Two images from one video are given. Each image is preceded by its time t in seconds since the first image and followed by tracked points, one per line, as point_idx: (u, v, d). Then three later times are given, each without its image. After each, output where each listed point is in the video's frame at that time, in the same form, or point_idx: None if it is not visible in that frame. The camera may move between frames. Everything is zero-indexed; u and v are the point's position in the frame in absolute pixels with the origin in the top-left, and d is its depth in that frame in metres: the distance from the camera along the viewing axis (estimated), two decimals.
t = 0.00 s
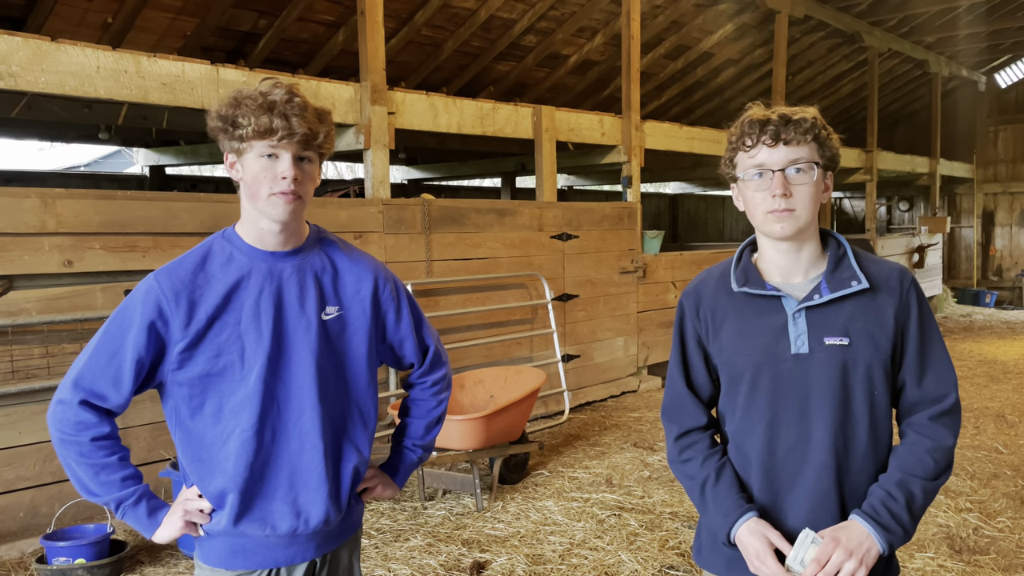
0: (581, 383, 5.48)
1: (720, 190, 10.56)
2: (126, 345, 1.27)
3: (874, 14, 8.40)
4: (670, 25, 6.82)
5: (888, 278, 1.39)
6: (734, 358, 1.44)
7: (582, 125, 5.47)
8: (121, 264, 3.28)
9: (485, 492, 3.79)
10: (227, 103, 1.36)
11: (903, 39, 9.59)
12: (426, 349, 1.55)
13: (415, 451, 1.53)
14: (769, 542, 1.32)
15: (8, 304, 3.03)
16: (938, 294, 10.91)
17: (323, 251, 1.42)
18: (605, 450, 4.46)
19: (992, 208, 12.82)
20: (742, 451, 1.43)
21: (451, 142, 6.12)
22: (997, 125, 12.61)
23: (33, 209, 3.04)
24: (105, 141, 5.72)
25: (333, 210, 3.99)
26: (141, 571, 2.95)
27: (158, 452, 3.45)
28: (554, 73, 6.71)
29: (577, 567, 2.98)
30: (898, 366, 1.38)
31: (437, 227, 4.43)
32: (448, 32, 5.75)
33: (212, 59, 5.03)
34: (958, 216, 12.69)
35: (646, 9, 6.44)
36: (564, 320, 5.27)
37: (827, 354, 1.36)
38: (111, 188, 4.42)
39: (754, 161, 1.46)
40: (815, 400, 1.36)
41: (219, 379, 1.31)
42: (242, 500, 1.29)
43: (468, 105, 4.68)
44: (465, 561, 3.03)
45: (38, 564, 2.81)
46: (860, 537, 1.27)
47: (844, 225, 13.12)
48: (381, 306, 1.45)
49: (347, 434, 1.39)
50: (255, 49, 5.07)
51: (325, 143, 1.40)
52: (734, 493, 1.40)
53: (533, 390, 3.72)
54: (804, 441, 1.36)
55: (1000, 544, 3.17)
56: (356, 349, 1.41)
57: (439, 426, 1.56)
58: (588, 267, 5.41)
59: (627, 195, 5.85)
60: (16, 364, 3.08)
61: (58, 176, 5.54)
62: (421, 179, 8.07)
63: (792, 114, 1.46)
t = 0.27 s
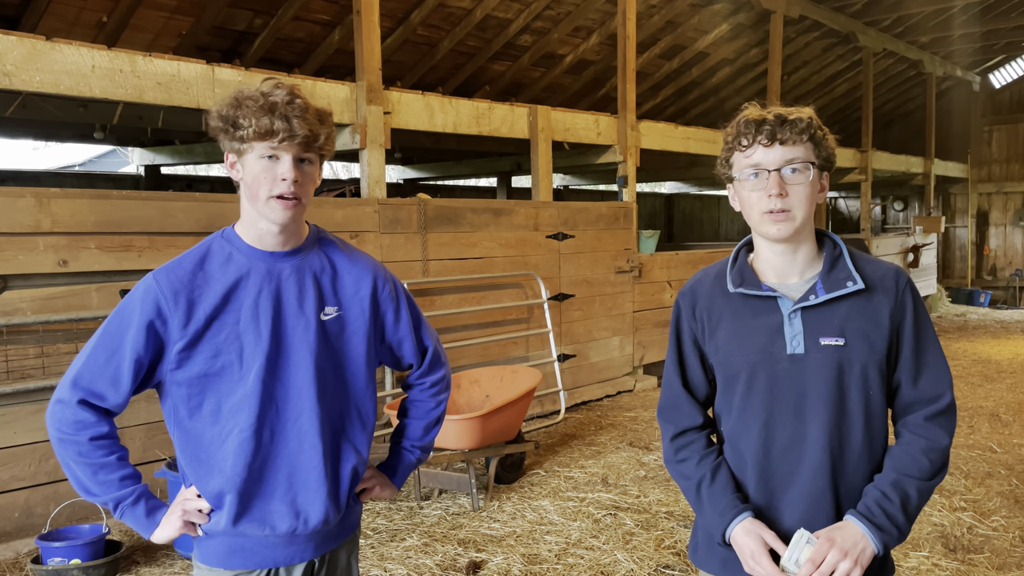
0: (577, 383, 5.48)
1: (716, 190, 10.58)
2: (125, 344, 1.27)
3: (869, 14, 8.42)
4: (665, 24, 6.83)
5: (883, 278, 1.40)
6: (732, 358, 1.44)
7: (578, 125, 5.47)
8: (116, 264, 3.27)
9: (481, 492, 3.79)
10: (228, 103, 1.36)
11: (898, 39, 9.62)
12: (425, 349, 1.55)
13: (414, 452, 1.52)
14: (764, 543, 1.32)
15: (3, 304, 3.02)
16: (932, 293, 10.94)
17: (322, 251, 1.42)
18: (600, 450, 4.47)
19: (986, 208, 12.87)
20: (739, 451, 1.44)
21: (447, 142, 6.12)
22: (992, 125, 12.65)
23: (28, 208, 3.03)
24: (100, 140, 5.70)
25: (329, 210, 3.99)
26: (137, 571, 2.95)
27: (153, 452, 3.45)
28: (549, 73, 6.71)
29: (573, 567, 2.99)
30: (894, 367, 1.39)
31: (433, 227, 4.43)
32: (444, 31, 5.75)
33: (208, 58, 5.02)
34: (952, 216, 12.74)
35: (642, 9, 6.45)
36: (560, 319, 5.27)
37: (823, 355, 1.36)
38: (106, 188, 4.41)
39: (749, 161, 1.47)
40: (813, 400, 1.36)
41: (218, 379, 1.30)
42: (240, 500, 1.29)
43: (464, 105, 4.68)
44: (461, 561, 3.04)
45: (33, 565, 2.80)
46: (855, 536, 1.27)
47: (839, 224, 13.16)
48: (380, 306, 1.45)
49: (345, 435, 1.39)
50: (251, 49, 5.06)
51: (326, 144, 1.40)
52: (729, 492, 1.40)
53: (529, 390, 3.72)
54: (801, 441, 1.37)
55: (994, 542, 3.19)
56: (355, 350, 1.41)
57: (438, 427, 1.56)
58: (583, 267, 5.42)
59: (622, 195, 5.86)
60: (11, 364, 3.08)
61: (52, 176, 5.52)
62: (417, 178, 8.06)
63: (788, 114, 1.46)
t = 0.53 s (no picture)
0: (572, 380, 5.49)
1: (712, 188, 10.59)
2: (121, 341, 1.26)
3: (864, 12, 8.43)
4: (661, 22, 6.82)
5: (881, 275, 1.40)
6: (728, 354, 1.44)
7: (573, 122, 5.47)
8: (110, 260, 3.26)
9: (476, 489, 3.79)
10: (227, 98, 1.35)
11: (893, 37, 9.64)
12: (423, 347, 1.54)
13: (412, 451, 1.52)
14: (758, 538, 1.32)
15: None
16: (927, 291, 10.97)
17: (319, 248, 1.41)
18: (596, 447, 4.47)
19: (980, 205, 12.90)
20: (735, 447, 1.44)
21: (443, 139, 6.11)
22: (986, 122, 12.69)
23: (22, 205, 3.02)
24: (93, 136, 5.67)
25: (324, 207, 3.98)
26: (131, 569, 2.94)
27: (148, 449, 3.44)
28: (545, 70, 6.71)
29: (568, 564, 2.99)
30: (890, 363, 1.39)
31: (428, 224, 4.43)
32: (439, 28, 5.74)
33: (202, 55, 5.00)
34: (947, 214, 12.77)
35: (637, 6, 6.45)
36: (555, 317, 5.27)
37: (819, 351, 1.36)
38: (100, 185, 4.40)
39: (743, 157, 1.47)
40: (810, 396, 1.36)
41: (215, 377, 1.30)
42: (236, 498, 1.28)
43: (460, 101, 4.67)
44: (457, 558, 3.03)
45: (27, 562, 2.79)
46: (850, 533, 1.28)
47: (834, 222, 13.18)
48: (379, 304, 1.45)
49: (342, 432, 1.39)
50: (245, 45, 5.04)
51: (326, 140, 1.39)
52: (725, 488, 1.41)
53: (525, 387, 3.72)
54: (798, 437, 1.37)
55: (989, 539, 3.20)
56: (353, 347, 1.41)
57: (436, 426, 1.56)
58: (579, 264, 5.42)
59: (618, 192, 5.86)
60: (5, 361, 3.06)
61: (46, 173, 5.50)
62: (412, 176, 8.05)
63: (780, 110, 1.46)
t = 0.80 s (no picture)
0: (568, 376, 5.49)
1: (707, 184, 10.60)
2: (115, 339, 1.26)
3: (859, 8, 8.43)
4: (657, 17, 6.82)
5: (874, 272, 1.40)
6: (722, 350, 1.45)
7: (569, 118, 5.46)
8: (104, 256, 3.25)
9: (472, 485, 3.80)
10: (223, 92, 1.34)
11: (889, 33, 9.64)
12: (420, 344, 1.54)
13: (409, 448, 1.52)
14: (750, 532, 1.33)
15: None
16: (921, 287, 11.00)
17: (317, 244, 1.41)
18: (591, 443, 4.48)
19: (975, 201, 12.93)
20: (729, 443, 1.44)
21: (438, 134, 6.10)
22: (981, 118, 12.71)
23: (15, 200, 3.01)
24: (87, 131, 5.65)
25: (319, 202, 3.97)
26: (126, 564, 2.94)
27: (143, 445, 3.43)
28: (541, 65, 6.70)
29: (563, 559, 3.00)
30: (882, 360, 1.39)
31: (423, 220, 4.42)
32: (435, 23, 5.72)
33: (196, 49, 4.98)
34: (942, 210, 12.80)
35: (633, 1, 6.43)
36: (551, 313, 5.27)
37: (812, 347, 1.37)
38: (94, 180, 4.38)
39: (727, 159, 1.48)
40: (803, 392, 1.36)
41: (210, 375, 1.30)
42: (233, 498, 1.28)
43: (455, 97, 4.66)
44: (452, 553, 3.04)
45: (21, 558, 2.79)
46: (840, 529, 1.28)
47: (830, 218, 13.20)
48: (377, 300, 1.45)
49: (339, 430, 1.39)
50: (239, 40, 5.02)
51: (324, 135, 1.38)
52: (718, 483, 1.41)
53: (520, 382, 3.72)
54: (791, 433, 1.37)
55: (982, 534, 3.21)
56: (350, 344, 1.41)
57: (432, 423, 1.56)
58: (575, 260, 5.42)
59: (614, 188, 5.86)
60: None
61: (40, 168, 5.47)
62: (408, 171, 8.04)
63: (761, 109, 1.46)
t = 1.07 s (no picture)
0: (564, 371, 5.50)
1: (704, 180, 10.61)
2: (107, 337, 1.25)
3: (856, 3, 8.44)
4: (654, 12, 6.81)
5: (867, 266, 1.41)
6: (716, 344, 1.45)
7: (565, 113, 5.46)
8: (99, 251, 3.24)
9: (468, 480, 3.81)
10: (219, 82, 1.34)
11: (886, 29, 9.65)
12: (419, 340, 1.55)
13: (409, 446, 1.53)
14: (743, 525, 1.33)
15: None
16: (917, 282, 11.03)
17: (316, 239, 1.41)
18: (587, 438, 4.49)
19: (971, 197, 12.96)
20: (722, 438, 1.45)
21: (435, 129, 6.09)
22: (977, 115, 12.74)
23: (10, 194, 3.00)
24: (82, 126, 5.63)
25: (315, 197, 3.97)
26: (122, 559, 2.94)
27: (138, 440, 3.43)
28: (537, 61, 6.69)
29: (559, 553, 3.01)
30: (874, 355, 1.40)
31: (420, 215, 4.42)
32: (431, 18, 5.71)
33: (191, 44, 4.97)
34: (937, 206, 12.83)
35: None
36: (547, 308, 5.28)
37: (804, 342, 1.37)
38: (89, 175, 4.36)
39: (718, 158, 1.49)
40: (795, 386, 1.37)
41: (207, 373, 1.29)
42: (230, 498, 1.28)
43: (451, 92, 4.65)
44: (448, 547, 3.05)
45: (16, 553, 2.79)
46: (832, 523, 1.29)
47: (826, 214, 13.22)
48: (377, 295, 1.46)
49: (337, 427, 1.39)
50: (235, 34, 5.00)
51: (323, 126, 1.37)
52: (711, 477, 1.41)
53: (516, 378, 3.73)
54: (784, 428, 1.38)
55: (976, 528, 3.23)
56: (350, 340, 1.41)
57: (432, 421, 1.57)
58: (571, 255, 5.42)
59: (610, 183, 5.86)
60: None
61: (34, 162, 5.45)
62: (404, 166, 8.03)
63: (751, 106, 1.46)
